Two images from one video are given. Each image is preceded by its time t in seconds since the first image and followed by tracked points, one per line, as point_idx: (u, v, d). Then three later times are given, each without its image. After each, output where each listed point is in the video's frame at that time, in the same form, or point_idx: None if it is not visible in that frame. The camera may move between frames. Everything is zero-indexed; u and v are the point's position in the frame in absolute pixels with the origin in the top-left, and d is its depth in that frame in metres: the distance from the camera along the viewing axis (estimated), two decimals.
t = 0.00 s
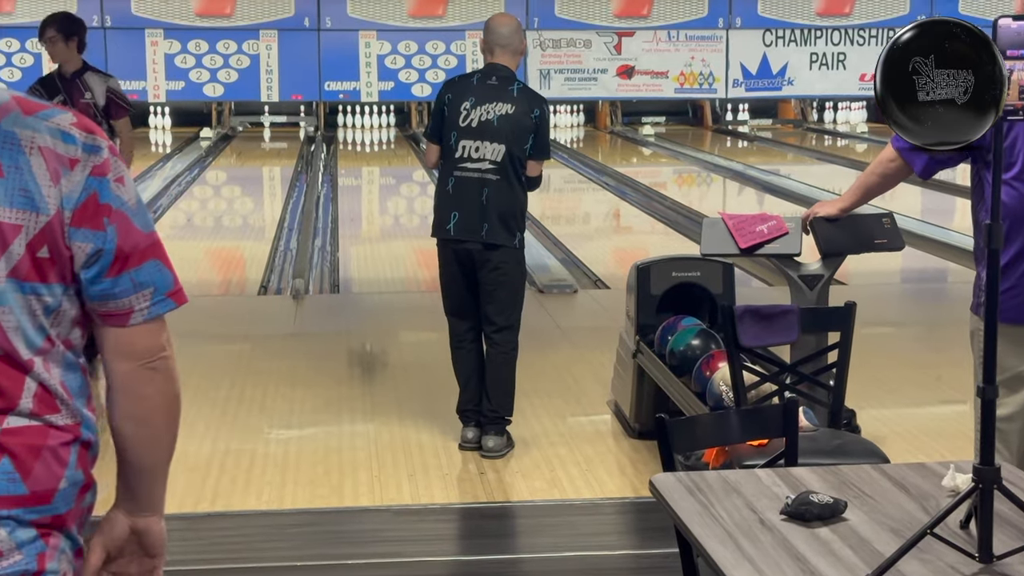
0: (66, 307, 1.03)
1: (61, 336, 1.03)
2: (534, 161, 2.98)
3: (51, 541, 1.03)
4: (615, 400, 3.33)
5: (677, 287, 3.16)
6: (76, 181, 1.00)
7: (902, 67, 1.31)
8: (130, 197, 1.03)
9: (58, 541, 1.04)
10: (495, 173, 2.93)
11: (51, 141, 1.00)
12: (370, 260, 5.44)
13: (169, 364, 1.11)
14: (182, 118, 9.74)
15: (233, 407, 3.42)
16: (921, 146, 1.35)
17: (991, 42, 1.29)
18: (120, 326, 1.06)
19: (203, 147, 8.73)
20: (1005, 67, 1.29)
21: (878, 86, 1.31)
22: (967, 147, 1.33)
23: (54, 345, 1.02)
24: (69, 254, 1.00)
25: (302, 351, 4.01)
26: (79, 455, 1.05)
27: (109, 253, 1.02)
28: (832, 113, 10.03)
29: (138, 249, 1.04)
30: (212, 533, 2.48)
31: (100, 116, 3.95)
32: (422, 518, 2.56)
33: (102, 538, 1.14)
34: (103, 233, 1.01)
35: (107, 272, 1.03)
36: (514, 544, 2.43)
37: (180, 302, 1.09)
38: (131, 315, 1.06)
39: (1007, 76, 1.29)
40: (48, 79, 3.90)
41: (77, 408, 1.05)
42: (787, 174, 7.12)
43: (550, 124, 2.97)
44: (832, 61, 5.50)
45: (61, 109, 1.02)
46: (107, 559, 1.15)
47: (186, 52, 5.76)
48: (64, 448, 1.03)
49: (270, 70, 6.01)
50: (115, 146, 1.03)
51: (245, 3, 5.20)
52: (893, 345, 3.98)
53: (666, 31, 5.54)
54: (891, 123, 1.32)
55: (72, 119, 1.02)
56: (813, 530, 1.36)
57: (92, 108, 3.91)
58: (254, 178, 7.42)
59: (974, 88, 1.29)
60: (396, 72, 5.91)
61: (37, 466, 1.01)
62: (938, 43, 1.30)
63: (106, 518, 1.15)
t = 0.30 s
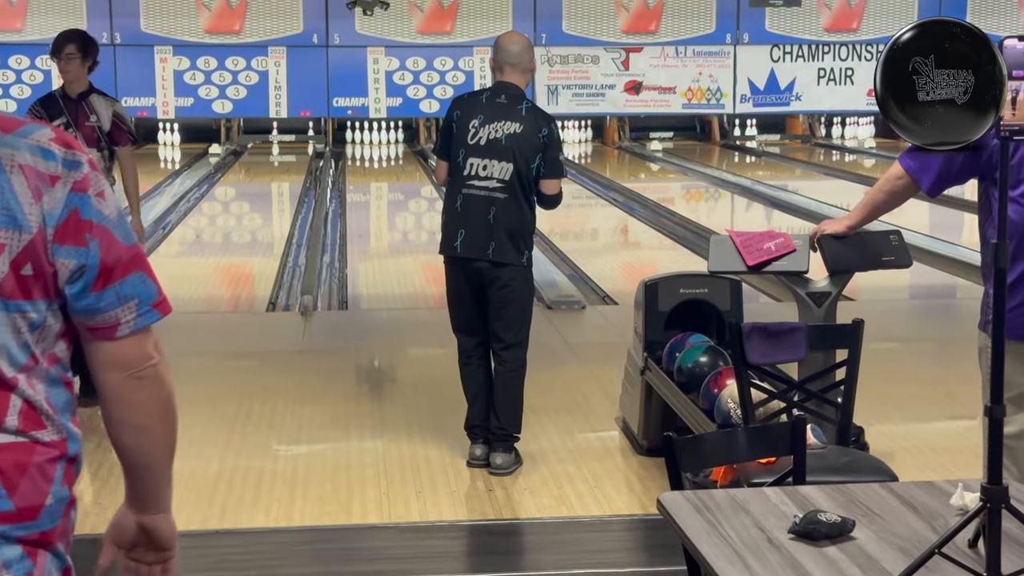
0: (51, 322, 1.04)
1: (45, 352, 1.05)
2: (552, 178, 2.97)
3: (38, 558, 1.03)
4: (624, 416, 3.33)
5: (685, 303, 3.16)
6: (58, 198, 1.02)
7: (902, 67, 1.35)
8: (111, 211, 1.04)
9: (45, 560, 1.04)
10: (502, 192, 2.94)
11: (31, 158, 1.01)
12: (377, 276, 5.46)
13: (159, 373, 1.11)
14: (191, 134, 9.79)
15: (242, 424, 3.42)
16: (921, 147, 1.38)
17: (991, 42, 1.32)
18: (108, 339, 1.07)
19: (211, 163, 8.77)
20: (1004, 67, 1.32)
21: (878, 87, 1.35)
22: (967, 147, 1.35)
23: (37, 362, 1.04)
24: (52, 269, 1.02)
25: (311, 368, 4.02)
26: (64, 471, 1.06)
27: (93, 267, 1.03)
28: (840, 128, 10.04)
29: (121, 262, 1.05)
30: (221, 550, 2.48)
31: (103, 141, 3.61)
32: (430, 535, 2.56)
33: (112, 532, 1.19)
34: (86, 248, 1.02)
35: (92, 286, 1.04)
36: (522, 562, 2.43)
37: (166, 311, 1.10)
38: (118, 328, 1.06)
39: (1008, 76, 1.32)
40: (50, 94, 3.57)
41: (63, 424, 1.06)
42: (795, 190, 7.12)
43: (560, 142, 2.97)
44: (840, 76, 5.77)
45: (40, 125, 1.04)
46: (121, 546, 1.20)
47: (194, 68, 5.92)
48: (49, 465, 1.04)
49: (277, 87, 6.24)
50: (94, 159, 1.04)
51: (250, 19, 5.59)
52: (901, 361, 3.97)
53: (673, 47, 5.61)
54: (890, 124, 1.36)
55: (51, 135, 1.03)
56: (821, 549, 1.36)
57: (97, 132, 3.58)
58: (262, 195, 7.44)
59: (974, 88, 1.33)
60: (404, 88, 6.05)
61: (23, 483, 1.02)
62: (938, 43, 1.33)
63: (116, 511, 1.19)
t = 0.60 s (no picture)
0: (23, 331, 1.05)
1: (18, 360, 1.05)
2: (545, 191, 2.95)
3: (13, 567, 1.04)
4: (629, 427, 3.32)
5: (690, 314, 3.16)
6: (28, 207, 1.03)
7: (903, 67, 1.43)
8: (81, 220, 1.06)
9: (20, 568, 1.05)
10: (504, 204, 2.95)
11: None
12: (382, 287, 5.47)
13: (128, 384, 1.12)
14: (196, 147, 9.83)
15: (248, 435, 3.43)
16: (920, 146, 1.46)
17: (990, 43, 1.41)
18: (76, 347, 1.08)
19: (216, 176, 8.79)
20: (1004, 67, 1.40)
21: (881, 85, 1.43)
22: (966, 146, 1.44)
23: (10, 371, 1.04)
24: (23, 279, 1.03)
25: (316, 379, 4.03)
26: (38, 480, 1.06)
27: (63, 277, 1.04)
28: (845, 139, 10.06)
29: (91, 270, 1.06)
30: (228, 560, 2.48)
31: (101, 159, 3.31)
32: (435, 547, 2.56)
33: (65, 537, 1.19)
34: (57, 258, 1.04)
35: (61, 295, 1.05)
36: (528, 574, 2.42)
37: (136, 320, 1.11)
38: (86, 336, 1.07)
39: (1009, 75, 1.39)
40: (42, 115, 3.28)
41: (37, 432, 1.06)
42: (800, 201, 7.12)
43: (563, 154, 2.97)
44: (844, 87, 6.15)
45: (9, 133, 1.05)
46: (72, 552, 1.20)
47: (199, 81, 6.32)
48: (24, 474, 1.04)
49: (281, 100, 6.56)
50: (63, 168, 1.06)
51: (254, 32, 5.92)
52: (906, 372, 3.97)
53: (678, 60, 6.07)
54: (891, 123, 1.44)
55: (21, 143, 1.05)
56: (827, 560, 1.35)
57: (95, 150, 3.29)
58: (267, 207, 7.46)
59: (974, 88, 1.41)
60: (410, 100, 6.40)
61: None
62: (939, 43, 1.42)
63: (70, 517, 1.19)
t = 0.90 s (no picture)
0: None
1: None
2: (548, 198, 2.97)
3: None
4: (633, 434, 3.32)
5: (692, 320, 3.16)
6: None
7: (904, 67, 1.48)
8: (47, 223, 1.08)
9: None
10: (510, 211, 2.95)
11: None
12: (385, 294, 5.47)
13: (105, 388, 1.11)
14: (199, 154, 9.84)
15: (252, 442, 3.44)
16: (919, 145, 1.51)
17: (989, 43, 1.47)
18: (41, 350, 1.07)
19: (219, 183, 8.81)
20: (1002, 67, 1.47)
21: (881, 84, 1.48)
22: (965, 145, 1.49)
23: None
24: None
25: (319, 386, 4.03)
26: (8, 486, 1.09)
27: (28, 279, 1.06)
28: (847, 146, 10.08)
29: (56, 272, 1.08)
30: (232, 568, 2.49)
31: (91, 164, 3.15)
32: (439, 554, 2.55)
33: (26, 557, 1.13)
34: (21, 262, 1.06)
35: (26, 295, 1.06)
36: None
37: (101, 326, 1.11)
38: (50, 339, 1.07)
39: (1005, 76, 1.47)
40: (25, 121, 3.10)
41: (6, 437, 1.08)
42: (802, 208, 7.13)
43: (567, 160, 2.98)
44: (847, 94, 6.14)
45: None
46: None
47: (203, 89, 6.40)
48: None
49: (284, 107, 6.64)
50: (30, 175, 1.09)
51: (259, 39, 5.95)
52: (910, 378, 3.97)
53: (680, 66, 6.16)
54: (891, 122, 1.48)
55: None
56: (833, 566, 1.35)
57: (85, 155, 3.13)
58: (270, 214, 7.47)
59: (973, 88, 1.47)
60: (412, 107, 6.58)
61: None
62: (939, 43, 1.47)
63: (30, 534, 1.14)
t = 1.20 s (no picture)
0: None
1: None
2: (552, 202, 2.99)
3: None
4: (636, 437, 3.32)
5: (694, 323, 3.16)
6: None
7: (904, 67, 1.49)
8: (12, 224, 1.11)
9: None
10: (516, 214, 2.95)
11: None
12: (386, 296, 5.47)
13: (94, 385, 1.14)
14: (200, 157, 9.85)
15: (254, 445, 3.43)
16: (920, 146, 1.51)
17: (989, 43, 1.47)
18: (20, 349, 1.11)
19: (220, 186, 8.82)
20: (1003, 67, 1.47)
21: (882, 84, 1.49)
22: (966, 146, 1.50)
23: None
24: None
25: (320, 389, 4.03)
26: None
27: None
28: (848, 147, 10.08)
29: (24, 271, 1.11)
30: (235, 569, 2.48)
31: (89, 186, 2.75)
32: (442, 556, 2.55)
33: None
34: None
35: None
36: None
37: (76, 323, 1.15)
38: (26, 338, 1.10)
39: (1005, 76, 1.47)
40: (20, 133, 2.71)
41: None
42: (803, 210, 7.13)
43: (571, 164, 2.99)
44: (847, 96, 6.12)
45: None
46: None
47: (203, 91, 6.42)
48: None
49: (286, 110, 6.64)
50: None
51: (260, 42, 6.09)
52: (912, 380, 3.97)
53: (681, 68, 6.18)
54: (891, 122, 1.49)
55: None
56: (837, 568, 1.35)
57: (83, 175, 2.73)
58: (271, 217, 7.47)
59: (973, 88, 1.47)
60: (413, 109, 6.56)
61: None
62: (939, 43, 1.48)
63: None
